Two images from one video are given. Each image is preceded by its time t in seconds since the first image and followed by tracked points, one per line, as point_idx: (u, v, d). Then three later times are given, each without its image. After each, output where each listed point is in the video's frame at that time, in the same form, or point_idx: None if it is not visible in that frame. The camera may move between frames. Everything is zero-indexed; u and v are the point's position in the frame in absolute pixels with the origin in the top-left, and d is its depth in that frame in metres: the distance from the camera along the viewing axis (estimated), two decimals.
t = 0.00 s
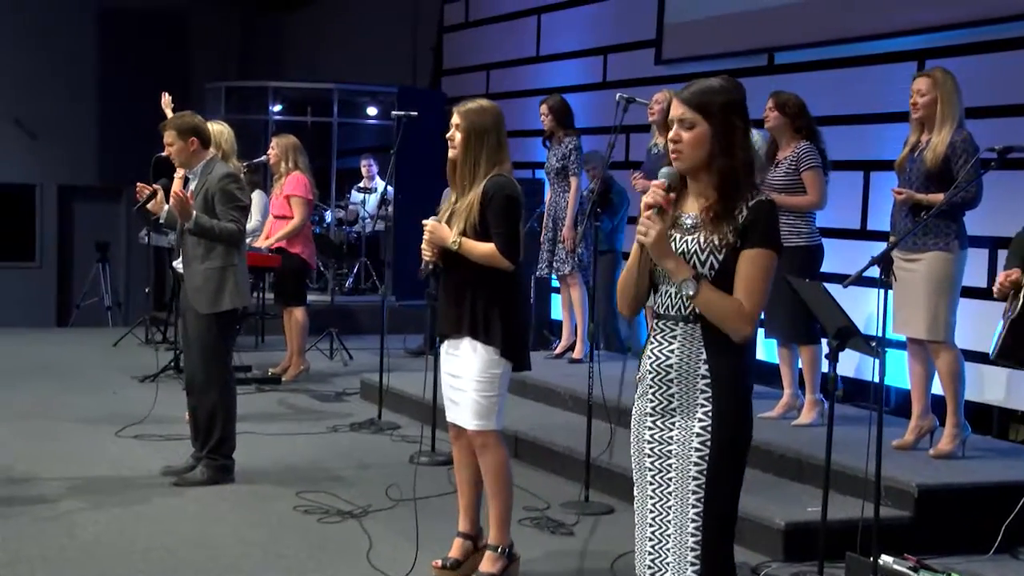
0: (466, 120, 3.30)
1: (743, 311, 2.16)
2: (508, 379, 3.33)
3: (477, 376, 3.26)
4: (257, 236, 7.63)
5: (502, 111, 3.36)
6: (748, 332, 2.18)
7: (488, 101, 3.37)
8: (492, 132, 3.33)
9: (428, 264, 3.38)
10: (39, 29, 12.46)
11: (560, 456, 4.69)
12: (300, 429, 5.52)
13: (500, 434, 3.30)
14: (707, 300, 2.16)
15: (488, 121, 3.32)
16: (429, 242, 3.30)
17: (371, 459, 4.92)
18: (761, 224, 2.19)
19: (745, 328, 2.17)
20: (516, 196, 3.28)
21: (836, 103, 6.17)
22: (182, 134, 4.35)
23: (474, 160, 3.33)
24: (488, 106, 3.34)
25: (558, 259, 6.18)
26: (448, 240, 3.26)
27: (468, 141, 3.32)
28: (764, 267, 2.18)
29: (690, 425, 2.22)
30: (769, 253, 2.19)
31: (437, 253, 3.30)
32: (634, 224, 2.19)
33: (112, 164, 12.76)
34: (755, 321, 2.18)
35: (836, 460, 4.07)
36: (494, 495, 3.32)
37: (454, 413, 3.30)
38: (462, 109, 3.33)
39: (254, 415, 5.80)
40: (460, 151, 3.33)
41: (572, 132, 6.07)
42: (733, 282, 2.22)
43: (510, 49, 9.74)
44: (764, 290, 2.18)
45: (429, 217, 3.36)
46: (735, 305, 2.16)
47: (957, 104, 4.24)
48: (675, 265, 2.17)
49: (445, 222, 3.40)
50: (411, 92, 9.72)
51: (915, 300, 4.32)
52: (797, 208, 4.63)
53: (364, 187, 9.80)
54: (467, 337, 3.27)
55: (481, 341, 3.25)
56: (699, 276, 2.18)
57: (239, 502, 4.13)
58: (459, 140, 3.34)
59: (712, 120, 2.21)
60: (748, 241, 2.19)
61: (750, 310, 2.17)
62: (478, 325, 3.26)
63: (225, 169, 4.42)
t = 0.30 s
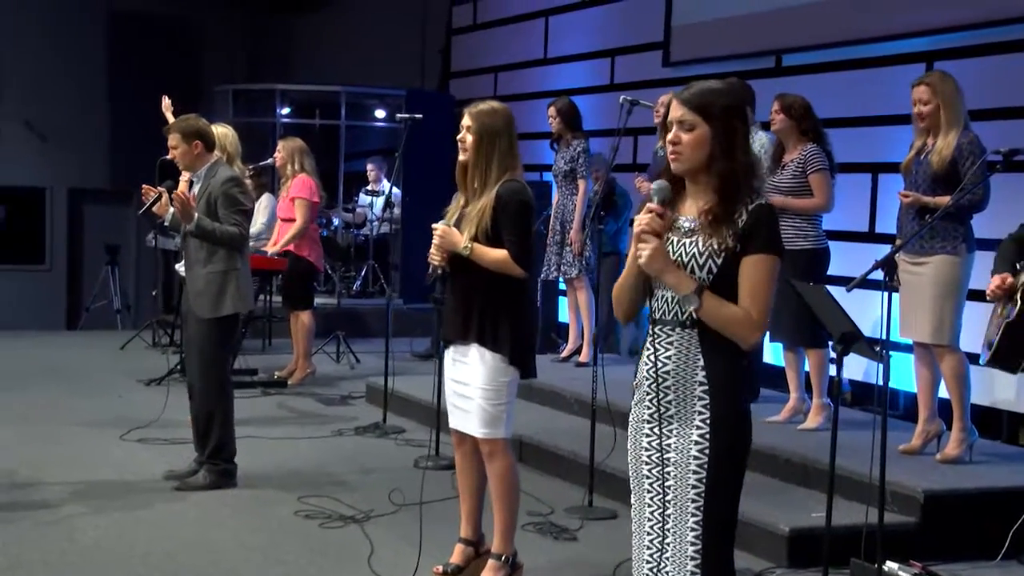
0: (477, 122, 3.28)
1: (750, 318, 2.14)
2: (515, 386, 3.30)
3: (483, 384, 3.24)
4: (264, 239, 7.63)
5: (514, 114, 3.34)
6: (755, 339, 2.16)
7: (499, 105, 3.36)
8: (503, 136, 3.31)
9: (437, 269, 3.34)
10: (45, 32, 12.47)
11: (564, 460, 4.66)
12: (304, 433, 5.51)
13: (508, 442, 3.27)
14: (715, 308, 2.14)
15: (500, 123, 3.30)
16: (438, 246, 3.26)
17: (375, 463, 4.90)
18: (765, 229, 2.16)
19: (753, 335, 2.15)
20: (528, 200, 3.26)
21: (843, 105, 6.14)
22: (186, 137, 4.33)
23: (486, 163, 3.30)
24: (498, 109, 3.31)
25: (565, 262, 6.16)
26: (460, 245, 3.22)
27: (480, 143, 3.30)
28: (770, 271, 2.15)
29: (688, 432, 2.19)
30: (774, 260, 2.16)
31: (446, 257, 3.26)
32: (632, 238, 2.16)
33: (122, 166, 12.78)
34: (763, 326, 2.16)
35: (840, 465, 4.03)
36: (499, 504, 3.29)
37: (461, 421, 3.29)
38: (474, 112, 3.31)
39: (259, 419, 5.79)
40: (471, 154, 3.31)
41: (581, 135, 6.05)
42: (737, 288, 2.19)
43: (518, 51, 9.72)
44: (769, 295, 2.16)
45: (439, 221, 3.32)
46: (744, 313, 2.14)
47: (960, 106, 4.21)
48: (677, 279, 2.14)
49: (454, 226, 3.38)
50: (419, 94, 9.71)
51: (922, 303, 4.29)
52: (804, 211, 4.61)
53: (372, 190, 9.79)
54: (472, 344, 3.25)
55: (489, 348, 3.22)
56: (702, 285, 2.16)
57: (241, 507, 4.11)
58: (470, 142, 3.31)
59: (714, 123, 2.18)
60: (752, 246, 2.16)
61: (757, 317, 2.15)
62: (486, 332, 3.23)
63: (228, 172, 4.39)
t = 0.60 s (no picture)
0: (493, 124, 3.23)
1: (722, 323, 2.09)
2: (528, 393, 3.26)
3: (497, 392, 3.18)
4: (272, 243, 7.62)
5: (529, 116, 3.29)
6: (727, 345, 2.10)
7: (513, 106, 3.30)
8: (518, 138, 3.25)
9: (452, 276, 3.28)
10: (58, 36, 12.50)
11: (571, 465, 4.64)
12: (311, 437, 5.49)
13: (518, 450, 3.22)
14: (684, 311, 2.11)
15: (515, 126, 3.25)
16: (455, 252, 3.19)
17: (380, 467, 4.88)
18: (742, 231, 2.10)
19: (726, 341, 2.09)
20: (547, 206, 3.21)
21: (854, 107, 6.10)
22: (192, 140, 4.30)
23: (502, 164, 3.25)
24: (514, 111, 3.26)
25: (576, 265, 6.14)
26: (479, 252, 3.16)
27: (495, 146, 3.24)
28: (744, 274, 2.09)
29: (673, 439, 2.19)
30: (749, 262, 2.09)
31: (464, 263, 3.19)
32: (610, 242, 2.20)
33: (133, 169, 12.83)
34: (737, 333, 2.09)
35: (847, 470, 4.00)
36: (506, 511, 3.25)
37: (469, 428, 3.22)
38: (489, 113, 3.25)
39: (265, 423, 5.77)
40: (486, 156, 3.26)
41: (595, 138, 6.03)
42: (715, 292, 2.15)
43: (527, 53, 9.70)
44: (745, 300, 2.09)
45: (454, 227, 3.26)
46: (712, 317, 2.09)
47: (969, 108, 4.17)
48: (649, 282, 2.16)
49: (468, 230, 3.32)
50: (428, 97, 9.70)
51: (932, 307, 4.24)
52: (819, 214, 4.57)
53: (382, 193, 9.78)
54: (483, 350, 3.19)
55: (504, 355, 3.17)
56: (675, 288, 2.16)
57: (244, 512, 4.10)
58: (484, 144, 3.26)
59: (698, 124, 2.17)
60: (729, 248, 2.10)
61: (729, 322, 2.09)
62: (503, 339, 3.18)
63: (234, 176, 4.37)
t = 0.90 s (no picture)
0: (506, 125, 3.17)
1: (677, 325, 2.10)
2: (539, 401, 3.21)
3: (508, 399, 3.13)
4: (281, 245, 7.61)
5: (542, 117, 3.23)
6: (682, 347, 2.11)
7: (524, 106, 3.24)
8: (531, 139, 3.19)
9: (468, 283, 3.20)
10: (72, 39, 12.54)
11: (578, 468, 4.61)
12: (318, 439, 5.47)
13: (528, 457, 3.18)
14: (648, 310, 2.16)
15: (528, 127, 3.19)
16: (471, 257, 3.12)
17: (387, 470, 4.86)
18: (701, 232, 2.11)
19: (680, 341, 2.10)
20: (563, 211, 3.17)
21: (865, 108, 6.06)
22: (196, 143, 4.28)
23: (517, 166, 3.18)
24: (526, 113, 3.21)
25: (592, 268, 6.08)
26: (495, 258, 3.09)
27: (508, 147, 3.18)
28: (700, 275, 2.09)
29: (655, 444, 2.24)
30: (705, 264, 2.09)
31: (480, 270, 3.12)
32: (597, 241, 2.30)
33: (146, 172, 12.86)
34: (691, 334, 2.09)
35: (855, 474, 3.97)
36: (511, 515, 3.20)
37: (477, 433, 3.18)
38: (502, 114, 3.20)
39: (273, 426, 5.76)
40: (500, 157, 3.19)
41: (612, 140, 5.99)
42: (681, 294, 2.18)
43: (538, 55, 9.67)
44: (705, 302, 2.09)
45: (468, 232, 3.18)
46: (668, 317, 2.12)
47: (983, 109, 4.12)
48: (623, 281, 2.23)
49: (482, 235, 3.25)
50: (439, 99, 9.68)
51: (947, 307, 4.21)
52: (839, 218, 4.52)
53: (393, 195, 9.77)
54: (494, 356, 3.14)
55: (516, 362, 3.13)
56: (646, 288, 2.21)
57: (249, 515, 4.08)
58: (497, 145, 3.19)
59: (679, 123, 2.23)
60: (691, 249, 2.11)
61: (682, 323, 2.10)
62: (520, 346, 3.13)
63: (241, 177, 4.35)
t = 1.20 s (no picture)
0: (513, 126, 3.15)
1: (650, 326, 2.12)
2: (544, 403, 3.17)
3: (513, 403, 3.10)
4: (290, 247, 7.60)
5: (550, 119, 3.21)
6: (655, 347, 2.12)
7: (533, 107, 3.22)
8: (538, 141, 3.17)
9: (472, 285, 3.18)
10: (83, 40, 12.59)
11: (586, 471, 4.58)
12: (325, 441, 5.46)
13: (533, 461, 3.15)
14: (632, 309, 2.18)
15: (536, 129, 3.17)
16: (476, 259, 3.09)
17: (394, 473, 4.84)
18: (678, 235, 2.10)
19: (653, 343, 2.12)
20: (569, 214, 3.13)
21: (876, 110, 6.03)
22: (202, 145, 4.27)
23: (522, 167, 3.15)
24: (533, 114, 3.18)
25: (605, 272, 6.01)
26: (500, 261, 3.06)
27: (515, 147, 3.15)
28: (672, 280, 2.09)
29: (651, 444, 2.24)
30: (679, 268, 2.09)
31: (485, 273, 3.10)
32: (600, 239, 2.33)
33: (158, 175, 12.87)
34: (663, 336, 2.10)
35: (861, 477, 3.94)
36: (518, 516, 3.17)
37: (480, 438, 3.14)
38: (508, 115, 3.17)
39: (281, 428, 5.74)
40: (506, 157, 3.16)
41: (626, 143, 5.93)
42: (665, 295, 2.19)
43: (550, 57, 9.64)
44: (677, 306, 2.09)
45: (473, 234, 3.16)
46: (644, 319, 2.14)
47: (1000, 111, 4.07)
48: (616, 278, 2.26)
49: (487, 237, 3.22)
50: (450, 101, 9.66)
51: (965, 311, 4.17)
52: (857, 222, 4.49)
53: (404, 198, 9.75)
54: (498, 358, 3.11)
55: (520, 365, 3.09)
56: (635, 287, 2.23)
57: (254, 519, 4.07)
58: (503, 145, 3.17)
59: (671, 122, 2.22)
60: (666, 253, 2.11)
61: (655, 324, 2.11)
62: (523, 349, 3.09)
63: (246, 179, 4.31)
